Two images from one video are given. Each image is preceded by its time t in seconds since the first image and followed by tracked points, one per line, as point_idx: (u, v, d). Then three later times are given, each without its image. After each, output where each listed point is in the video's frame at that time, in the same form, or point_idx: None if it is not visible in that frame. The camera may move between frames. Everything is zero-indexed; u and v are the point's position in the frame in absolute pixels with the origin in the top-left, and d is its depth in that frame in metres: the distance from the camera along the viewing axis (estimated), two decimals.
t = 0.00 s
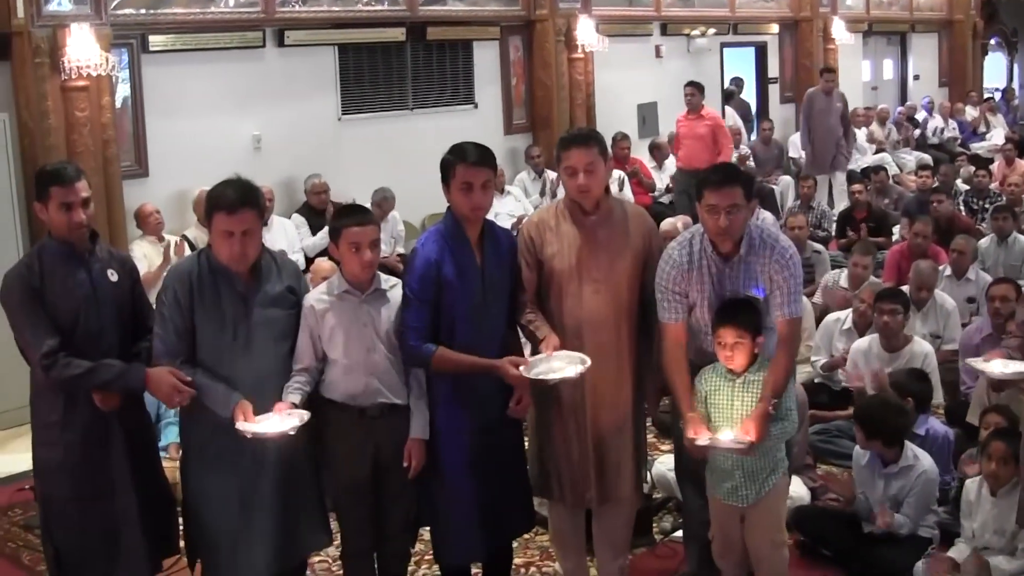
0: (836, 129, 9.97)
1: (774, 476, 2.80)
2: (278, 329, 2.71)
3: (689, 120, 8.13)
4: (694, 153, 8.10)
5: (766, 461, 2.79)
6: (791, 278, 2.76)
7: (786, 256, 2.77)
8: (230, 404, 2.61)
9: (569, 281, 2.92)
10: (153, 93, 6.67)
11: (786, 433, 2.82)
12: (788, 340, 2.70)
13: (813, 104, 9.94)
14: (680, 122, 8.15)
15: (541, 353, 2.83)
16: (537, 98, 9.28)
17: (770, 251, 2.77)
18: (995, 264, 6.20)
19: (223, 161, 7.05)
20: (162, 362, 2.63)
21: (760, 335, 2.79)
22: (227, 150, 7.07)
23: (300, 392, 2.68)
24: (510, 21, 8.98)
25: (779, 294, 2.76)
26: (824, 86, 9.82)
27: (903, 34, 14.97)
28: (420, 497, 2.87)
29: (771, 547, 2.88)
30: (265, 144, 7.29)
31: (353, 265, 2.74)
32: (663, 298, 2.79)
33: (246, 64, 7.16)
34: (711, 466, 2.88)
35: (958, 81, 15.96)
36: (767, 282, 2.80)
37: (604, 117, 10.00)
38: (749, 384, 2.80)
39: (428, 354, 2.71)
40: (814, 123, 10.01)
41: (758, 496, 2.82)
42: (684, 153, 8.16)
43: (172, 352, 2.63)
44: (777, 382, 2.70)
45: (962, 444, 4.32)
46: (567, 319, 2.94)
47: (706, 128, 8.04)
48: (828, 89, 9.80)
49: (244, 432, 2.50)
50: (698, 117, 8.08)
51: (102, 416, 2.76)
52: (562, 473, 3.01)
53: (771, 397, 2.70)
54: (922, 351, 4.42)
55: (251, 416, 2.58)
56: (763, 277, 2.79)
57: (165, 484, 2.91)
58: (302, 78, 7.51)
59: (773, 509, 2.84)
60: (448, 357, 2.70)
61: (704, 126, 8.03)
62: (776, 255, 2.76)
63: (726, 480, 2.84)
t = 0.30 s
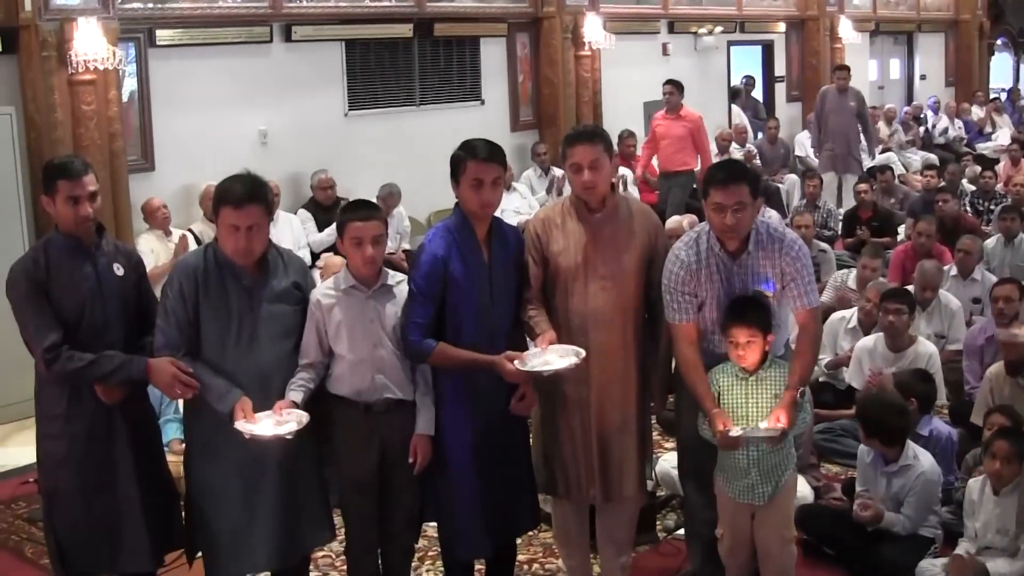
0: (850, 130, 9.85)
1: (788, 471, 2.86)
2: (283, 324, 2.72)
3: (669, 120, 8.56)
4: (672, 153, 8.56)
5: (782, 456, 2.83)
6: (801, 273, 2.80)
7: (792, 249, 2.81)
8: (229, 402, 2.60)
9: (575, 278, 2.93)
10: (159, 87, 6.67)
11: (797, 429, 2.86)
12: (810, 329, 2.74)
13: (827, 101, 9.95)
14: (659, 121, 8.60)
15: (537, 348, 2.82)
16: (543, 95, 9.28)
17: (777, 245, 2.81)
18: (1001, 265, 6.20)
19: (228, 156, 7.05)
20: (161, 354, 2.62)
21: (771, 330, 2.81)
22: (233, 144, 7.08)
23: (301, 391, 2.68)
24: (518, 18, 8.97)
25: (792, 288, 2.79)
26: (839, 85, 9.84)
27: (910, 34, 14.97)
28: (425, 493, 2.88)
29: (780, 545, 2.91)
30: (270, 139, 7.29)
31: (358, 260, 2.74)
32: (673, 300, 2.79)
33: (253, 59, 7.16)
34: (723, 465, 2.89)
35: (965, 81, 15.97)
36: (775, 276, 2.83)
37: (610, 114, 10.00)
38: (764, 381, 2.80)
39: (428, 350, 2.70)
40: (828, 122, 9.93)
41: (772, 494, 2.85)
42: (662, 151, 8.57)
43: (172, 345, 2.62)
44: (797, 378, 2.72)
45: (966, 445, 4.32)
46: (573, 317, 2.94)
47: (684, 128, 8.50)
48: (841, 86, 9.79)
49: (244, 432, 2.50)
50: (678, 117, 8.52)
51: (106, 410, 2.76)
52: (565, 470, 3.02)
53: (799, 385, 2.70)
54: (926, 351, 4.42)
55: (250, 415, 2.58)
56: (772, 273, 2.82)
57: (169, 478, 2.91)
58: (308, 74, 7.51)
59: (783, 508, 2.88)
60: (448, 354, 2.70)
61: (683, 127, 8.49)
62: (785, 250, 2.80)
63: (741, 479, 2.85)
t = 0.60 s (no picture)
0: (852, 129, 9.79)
1: (792, 472, 2.86)
2: (289, 322, 2.71)
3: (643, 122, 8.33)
4: (648, 155, 8.28)
5: (782, 458, 2.84)
6: (805, 280, 2.77)
7: (802, 256, 2.78)
8: (264, 400, 2.59)
9: (582, 276, 2.93)
10: (165, 85, 6.67)
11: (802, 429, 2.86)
12: (802, 341, 2.72)
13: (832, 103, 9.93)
14: (634, 123, 8.34)
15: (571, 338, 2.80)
16: (549, 93, 9.28)
17: (786, 251, 2.78)
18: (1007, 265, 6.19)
19: (234, 153, 7.05)
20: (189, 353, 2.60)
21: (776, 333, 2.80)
22: (239, 142, 7.08)
23: (324, 388, 2.73)
24: (524, 16, 8.97)
25: (793, 294, 2.76)
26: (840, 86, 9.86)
27: (916, 33, 14.96)
28: (430, 489, 2.89)
29: (783, 544, 2.91)
30: (276, 137, 7.30)
31: (363, 258, 2.74)
32: (676, 296, 2.81)
33: (259, 57, 7.16)
34: (727, 464, 2.91)
35: (971, 81, 15.97)
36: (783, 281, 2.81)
37: (616, 112, 10.00)
38: (766, 385, 2.81)
39: (464, 347, 2.72)
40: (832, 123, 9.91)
41: (774, 494, 2.86)
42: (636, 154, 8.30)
43: (200, 343, 2.61)
44: (790, 384, 2.73)
45: (972, 445, 4.32)
46: (578, 316, 2.94)
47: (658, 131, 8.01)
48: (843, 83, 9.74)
49: (294, 436, 2.51)
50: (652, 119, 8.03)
51: (114, 407, 2.76)
52: (569, 468, 3.02)
53: (784, 399, 2.72)
54: (932, 351, 4.43)
55: (291, 413, 2.59)
56: (777, 277, 2.80)
57: (176, 474, 2.91)
58: (314, 71, 7.51)
59: (787, 507, 2.88)
60: (483, 350, 2.72)
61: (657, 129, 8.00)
62: (789, 257, 2.77)
63: (742, 478, 2.87)
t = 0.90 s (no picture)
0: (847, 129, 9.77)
1: (793, 469, 2.85)
2: (298, 314, 2.70)
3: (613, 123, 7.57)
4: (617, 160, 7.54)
5: (783, 453, 2.83)
6: (815, 278, 2.77)
7: (811, 253, 2.78)
8: (281, 364, 2.58)
9: (590, 271, 2.93)
10: (173, 77, 6.67)
11: (802, 426, 2.86)
12: (816, 336, 2.73)
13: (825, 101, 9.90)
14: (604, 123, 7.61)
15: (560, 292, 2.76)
16: (557, 88, 9.27)
17: (795, 249, 2.78)
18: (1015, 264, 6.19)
19: (242, 147, 7.04)
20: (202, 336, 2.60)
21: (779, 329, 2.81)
22: (248, 135, 7.08)
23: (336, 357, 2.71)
24: (532, 11, 8.96)
25: (802, 292, 2.77)
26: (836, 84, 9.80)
27: (926, 31, 14.95)
28: (438, 484, 2.88)
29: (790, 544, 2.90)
30: (284, 130, 7.29)
31: (371, 252, 2.74)
32: (681, 290, 2.84)
33: (267, 50, 7.16)
34: (730, 460, 2.92)
35: (981, 80, 15.96)
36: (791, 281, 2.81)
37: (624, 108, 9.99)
38: (767, 379, 2.80)
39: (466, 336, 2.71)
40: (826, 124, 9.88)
41: (775, 492, 2.85)
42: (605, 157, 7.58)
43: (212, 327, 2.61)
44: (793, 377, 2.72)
45: (979, 444, 4.31)
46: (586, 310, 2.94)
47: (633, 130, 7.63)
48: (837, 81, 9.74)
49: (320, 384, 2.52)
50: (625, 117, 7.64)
51: (122, 399, 2.75)
52: (576, 462, 3.03)
53: (784, 388, 2.72)
54: (940, 350, 4.41)
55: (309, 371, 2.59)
56: (786, 276, 2.80)
57: (183, 465, 2.91)
58: (322, 65, 7.51)
59: (790, 505, 2.87)
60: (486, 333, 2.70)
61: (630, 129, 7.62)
62: (799, 256, 2.78)
63: (744, 475, 2.87)
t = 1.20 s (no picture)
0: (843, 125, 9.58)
1: (808, 466, 2.85)
2: (311, 305, 2.70)
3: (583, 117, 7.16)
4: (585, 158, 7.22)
5: (800, 447, 2.84)
6: (833, 274, 2.78)
7: (829, 248, 2.77)
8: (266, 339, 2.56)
9: (602, 265, 2.92)
10: (184, 70, 6.66)
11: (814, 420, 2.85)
12: (838, 330, 2.76)
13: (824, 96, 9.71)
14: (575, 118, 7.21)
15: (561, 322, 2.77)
16: (567, 82, 9.26)
17: (812, 244, 2.77)
18: None
19: (252, 140, 7.04)
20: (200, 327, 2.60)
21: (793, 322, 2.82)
22: (257, 128, 7.08)
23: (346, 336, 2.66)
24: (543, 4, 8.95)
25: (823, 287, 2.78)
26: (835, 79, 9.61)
27: (937, 25, 14.93)
28: (450, 478, 2.89)
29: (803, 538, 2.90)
30: (295, 124, 7.29)
31: (383, 244, 2.74)
32: (700, 288, 2.81)
33: (277, 43, 7.15)
34: (743, 458, 2.91)
35: (992, 75, 15.95)
36: (807, 276, 2.81)
37: (634, 102, 9.98)
38: (783, 369, 2.82)
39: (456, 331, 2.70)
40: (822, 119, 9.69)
41: (793, 488, 2.84)
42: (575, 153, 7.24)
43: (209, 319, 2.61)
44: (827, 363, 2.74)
45: (991, 440, 4.30)
46: (599, 304, 2.94)
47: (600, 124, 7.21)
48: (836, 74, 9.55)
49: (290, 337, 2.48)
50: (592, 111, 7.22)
51: (132, 392, 2.75)
52: (588, 457, 3.03)
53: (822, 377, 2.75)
54: (951, 344, 4.41)
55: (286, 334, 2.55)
56: (802, 272, 2.80)
57: (192, 457, 2.90)
58: (332, 58, 7.50)
59: (805, 506, 2.87)
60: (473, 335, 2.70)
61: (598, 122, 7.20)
62: (818, 253, 2.77)
63: (759, 473, 2.86)
